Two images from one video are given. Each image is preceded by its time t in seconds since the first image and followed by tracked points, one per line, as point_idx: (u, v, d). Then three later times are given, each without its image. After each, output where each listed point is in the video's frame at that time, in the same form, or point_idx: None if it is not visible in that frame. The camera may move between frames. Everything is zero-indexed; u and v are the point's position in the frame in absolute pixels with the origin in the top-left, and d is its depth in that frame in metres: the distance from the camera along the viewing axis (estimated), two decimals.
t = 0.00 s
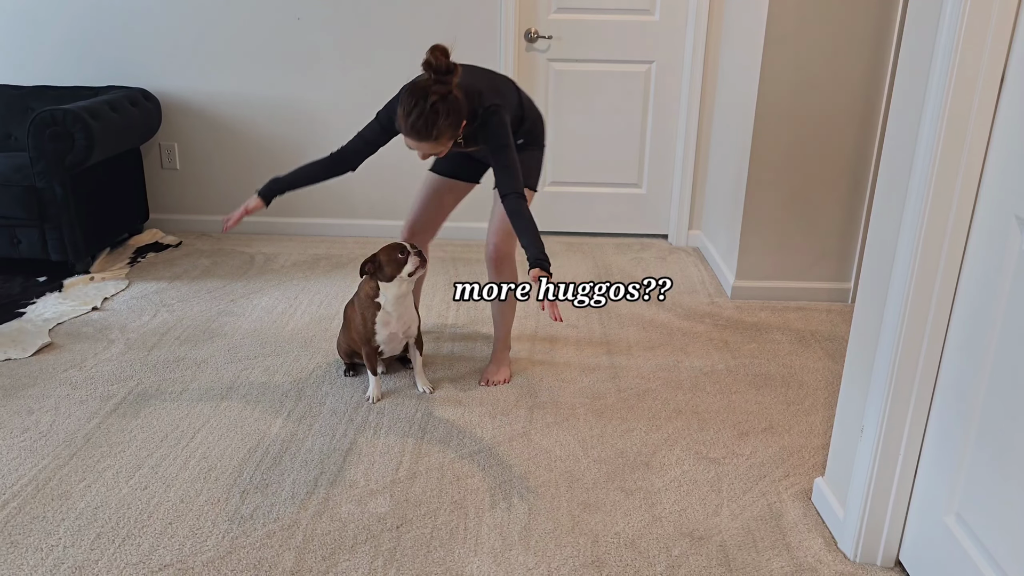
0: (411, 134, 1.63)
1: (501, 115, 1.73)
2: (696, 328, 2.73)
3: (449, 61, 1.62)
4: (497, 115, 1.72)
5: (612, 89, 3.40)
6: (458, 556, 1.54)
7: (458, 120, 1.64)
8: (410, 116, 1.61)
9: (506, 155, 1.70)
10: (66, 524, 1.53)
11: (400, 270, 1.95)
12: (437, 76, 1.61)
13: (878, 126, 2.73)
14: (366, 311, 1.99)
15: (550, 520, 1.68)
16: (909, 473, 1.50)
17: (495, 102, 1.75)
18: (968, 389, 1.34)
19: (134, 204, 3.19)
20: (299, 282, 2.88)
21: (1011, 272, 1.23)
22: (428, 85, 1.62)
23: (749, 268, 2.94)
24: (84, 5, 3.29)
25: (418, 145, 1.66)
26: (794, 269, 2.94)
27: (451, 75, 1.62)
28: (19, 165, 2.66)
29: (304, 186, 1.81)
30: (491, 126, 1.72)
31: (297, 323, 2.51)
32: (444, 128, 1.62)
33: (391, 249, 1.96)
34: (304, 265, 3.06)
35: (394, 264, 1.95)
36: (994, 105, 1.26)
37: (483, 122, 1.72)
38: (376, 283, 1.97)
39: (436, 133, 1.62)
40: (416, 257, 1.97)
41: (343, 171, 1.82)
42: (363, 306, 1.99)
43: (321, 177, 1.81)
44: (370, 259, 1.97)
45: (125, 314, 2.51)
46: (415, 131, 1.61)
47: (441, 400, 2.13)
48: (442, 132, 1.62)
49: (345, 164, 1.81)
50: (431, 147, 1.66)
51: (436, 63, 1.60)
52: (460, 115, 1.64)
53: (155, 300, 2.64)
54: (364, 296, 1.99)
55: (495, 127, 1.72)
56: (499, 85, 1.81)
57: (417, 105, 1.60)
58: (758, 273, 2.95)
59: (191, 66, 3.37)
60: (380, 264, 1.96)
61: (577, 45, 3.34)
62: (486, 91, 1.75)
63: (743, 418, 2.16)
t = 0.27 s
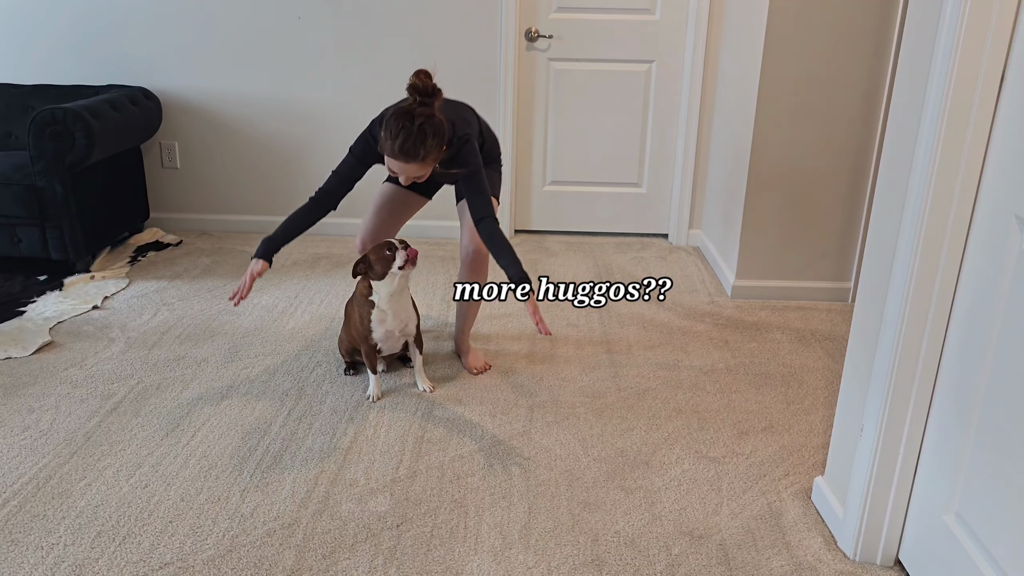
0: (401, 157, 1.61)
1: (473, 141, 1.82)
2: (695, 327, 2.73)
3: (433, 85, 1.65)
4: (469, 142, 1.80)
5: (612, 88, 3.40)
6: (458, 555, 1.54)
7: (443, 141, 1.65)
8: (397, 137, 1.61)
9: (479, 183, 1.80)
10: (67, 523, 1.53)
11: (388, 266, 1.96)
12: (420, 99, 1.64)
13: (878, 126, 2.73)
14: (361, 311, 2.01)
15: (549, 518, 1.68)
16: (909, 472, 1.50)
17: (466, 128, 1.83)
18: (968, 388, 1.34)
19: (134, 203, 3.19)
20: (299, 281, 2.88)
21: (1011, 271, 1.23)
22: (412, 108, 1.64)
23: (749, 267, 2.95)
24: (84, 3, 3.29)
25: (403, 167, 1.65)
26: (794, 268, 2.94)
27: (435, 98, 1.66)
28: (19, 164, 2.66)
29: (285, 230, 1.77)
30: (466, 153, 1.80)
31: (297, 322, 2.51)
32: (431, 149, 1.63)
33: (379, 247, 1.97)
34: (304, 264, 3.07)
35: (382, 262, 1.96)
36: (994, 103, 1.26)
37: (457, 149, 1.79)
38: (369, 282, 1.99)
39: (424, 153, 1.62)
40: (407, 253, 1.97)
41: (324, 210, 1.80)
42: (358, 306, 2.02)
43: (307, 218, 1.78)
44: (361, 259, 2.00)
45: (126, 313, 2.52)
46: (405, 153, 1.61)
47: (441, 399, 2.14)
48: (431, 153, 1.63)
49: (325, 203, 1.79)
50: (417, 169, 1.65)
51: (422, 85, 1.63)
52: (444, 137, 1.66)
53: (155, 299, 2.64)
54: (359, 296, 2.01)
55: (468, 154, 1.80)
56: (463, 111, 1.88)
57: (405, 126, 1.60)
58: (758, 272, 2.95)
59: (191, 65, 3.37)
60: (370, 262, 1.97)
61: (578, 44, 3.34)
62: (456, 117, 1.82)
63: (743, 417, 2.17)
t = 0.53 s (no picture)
0: (408, 177, 1.75)
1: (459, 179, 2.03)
2: (695, 328, 2.73)
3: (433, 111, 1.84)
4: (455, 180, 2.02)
5: (612, 88, 3.40)
6: (458, 554, 1.55)
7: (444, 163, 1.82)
8: (403, 159, 1.74)
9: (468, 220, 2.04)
10: (68, 522, 1.54)
11: (392, 268, 1.95)
12: (422, 124, 1.82)
13: (879, 126, 2.73)
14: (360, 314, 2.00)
15: (549, 518, 1.68)
16: (908, 472, 1.50)
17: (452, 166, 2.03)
18: (967, 388, 1.34)
19: (135, 203, 3.19)
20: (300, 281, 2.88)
21: (1011, 271, 1.23)
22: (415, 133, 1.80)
23: (749, 268, 2.95)
24: (85, 3, 3.29)
25: (407, 189, 1.78)
26: (794, 268, 2.94)
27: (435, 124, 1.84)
28: (20, 163, 2.66)
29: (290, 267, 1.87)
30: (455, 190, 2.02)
31: (297, 322, 2.52)
32: (434, 170, 1.78)
33: (381, 248, 1.96)
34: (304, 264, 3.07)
35: (386, 264, 1.95)
36: (994, 103, 1.27)
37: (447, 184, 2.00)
38: (369, 283, 1.97)
39: (428, 173, 1.77)
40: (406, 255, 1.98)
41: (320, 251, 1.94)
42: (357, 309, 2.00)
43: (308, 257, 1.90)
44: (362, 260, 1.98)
45: (126, 312, 2.52)
46: (412, 173, 1.75)
47: (441, 399, 2.14)
48: (435, 174, 1.78)
49: (320, 245, 1.94)
50: (420, 191, 1.78)
51: (428, 109, 1.81)
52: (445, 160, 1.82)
53: (156, 299, 2.64)
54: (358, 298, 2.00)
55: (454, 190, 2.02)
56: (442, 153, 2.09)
57: (412, 148, 1.75)
58: (758, 272, 2.95)
59: (192, 65, 3.37)
60: (372, 264, 1.95)
61: (578, 45, 3.35)
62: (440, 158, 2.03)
63: (743, 417, 2.17)
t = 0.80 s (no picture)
0: (423, 176, 1.78)
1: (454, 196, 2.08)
2: (696, 328, 2.73)
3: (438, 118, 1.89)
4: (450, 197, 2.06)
5: (613, 89, 3.40)
6: (459, 554, 1.55)
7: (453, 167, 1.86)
8: (417, 159, 1.78)
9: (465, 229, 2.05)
10: (68, 521, 1.53)
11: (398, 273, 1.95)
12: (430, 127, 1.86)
13: (879, 127, 2.73)
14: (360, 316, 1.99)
15: (550, 518, 1.68)
16: (909, 474, 1.50)
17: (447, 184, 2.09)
18: (968, 390, 1.34)
19: (135, 203, 3.19)
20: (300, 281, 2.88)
21: (1012, 272, 1.23)
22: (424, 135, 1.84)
23: (749, 269, 2.95)
24: (86, 3, 3.30)
25: (420, 191, 1.80)
26: (795, 269, 2.94)
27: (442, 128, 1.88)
28: (20, 163, 2.66)
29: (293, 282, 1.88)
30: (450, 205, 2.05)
31: (298, 322, 2.51)
32: (445, 171, 1.82)
33: (390, 252, 1.94)
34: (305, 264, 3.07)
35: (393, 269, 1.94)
36: (996, 103, 1.26)
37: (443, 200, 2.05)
38: (373, 285, 1.95)
39: (440, 173, 1.81)
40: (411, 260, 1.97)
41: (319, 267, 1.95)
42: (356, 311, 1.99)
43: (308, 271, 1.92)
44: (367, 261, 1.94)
45: (127, 312, 2.52)
46: (427, 172, 1.78)
47: (442, 399, 2.14)
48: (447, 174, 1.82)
49: (318, 261, 1.96)
50: (431, 193, 1.81)
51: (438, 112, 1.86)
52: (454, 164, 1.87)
53: (156, 299, 2.64)
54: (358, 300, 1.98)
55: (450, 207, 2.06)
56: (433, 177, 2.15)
57: (425, 147, 1.79)
58: (759, 273, 2.95)
59: (193, 65, 3.37)
60: (379, 267, 1.93)
61: (579, 45, 3.35)
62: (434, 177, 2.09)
63: (743, 418, 2.17)
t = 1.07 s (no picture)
0: (426, 168, 1.81)
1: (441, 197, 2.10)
2: (698, 329, 2.73)
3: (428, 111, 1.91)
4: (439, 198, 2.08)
5: (615, 89, 3.40)
6: (462, 555, 1.54)
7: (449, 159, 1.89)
8: (419, 151, 1.80)
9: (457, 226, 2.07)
10: (69, 521, 1.53)
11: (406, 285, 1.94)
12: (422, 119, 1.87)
13: (882, 128, 2.73)
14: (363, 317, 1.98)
15: (553, 519, 1.67)
16: (914, 475, 1.49)
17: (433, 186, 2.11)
18: (974, 391, 1.33)
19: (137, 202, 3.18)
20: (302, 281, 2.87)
21: (1017, 273, 1.22)
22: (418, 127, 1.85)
23: (752, 269, 2.94)
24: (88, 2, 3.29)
25: (421, 182, 1.82)
26: (798, 270, 2.93)
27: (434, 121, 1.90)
28: (22, 162, 2.65)
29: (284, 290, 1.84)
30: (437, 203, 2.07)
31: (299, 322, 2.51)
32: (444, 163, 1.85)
33: (404, 262, 1.92)
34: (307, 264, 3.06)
35: (403, 280, 1.93)
36: (1002, 103, 1.26)
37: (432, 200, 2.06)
38: (377, 291, 1.94)
39: (440, 165, 1.84)
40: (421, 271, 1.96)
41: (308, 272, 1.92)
42: (360, 310, 1.98)
43: (299, 277, 1.88)
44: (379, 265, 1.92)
45: (128, 312, 2.51)
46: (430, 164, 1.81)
47: (444, 399, 2.13)
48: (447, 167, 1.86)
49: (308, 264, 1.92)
50: (431, 184, 1.84)
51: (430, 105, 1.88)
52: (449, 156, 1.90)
53: (158, 298, 2.64)
54: (362, 299, 1.97)
55: (439, 207, 2.07)
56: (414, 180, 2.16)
57: (427, 139, 1.81)
58: (762, 274, 2.94)
59: (194, 64, 3.37)
60: (390, 274, 1.92)
61: (582, 45, 3.34)
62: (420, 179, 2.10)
63: (747, 419, 2.16)
